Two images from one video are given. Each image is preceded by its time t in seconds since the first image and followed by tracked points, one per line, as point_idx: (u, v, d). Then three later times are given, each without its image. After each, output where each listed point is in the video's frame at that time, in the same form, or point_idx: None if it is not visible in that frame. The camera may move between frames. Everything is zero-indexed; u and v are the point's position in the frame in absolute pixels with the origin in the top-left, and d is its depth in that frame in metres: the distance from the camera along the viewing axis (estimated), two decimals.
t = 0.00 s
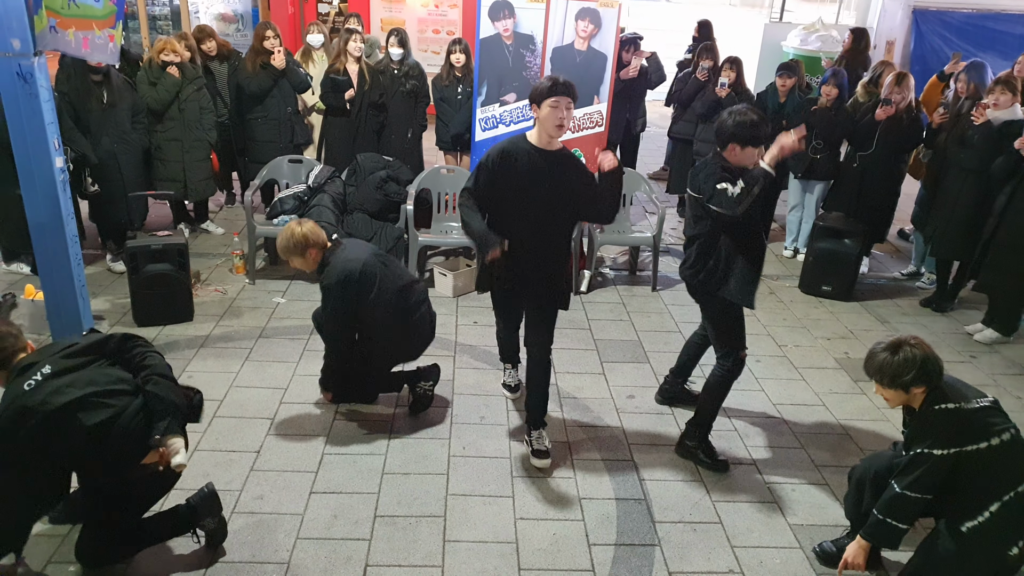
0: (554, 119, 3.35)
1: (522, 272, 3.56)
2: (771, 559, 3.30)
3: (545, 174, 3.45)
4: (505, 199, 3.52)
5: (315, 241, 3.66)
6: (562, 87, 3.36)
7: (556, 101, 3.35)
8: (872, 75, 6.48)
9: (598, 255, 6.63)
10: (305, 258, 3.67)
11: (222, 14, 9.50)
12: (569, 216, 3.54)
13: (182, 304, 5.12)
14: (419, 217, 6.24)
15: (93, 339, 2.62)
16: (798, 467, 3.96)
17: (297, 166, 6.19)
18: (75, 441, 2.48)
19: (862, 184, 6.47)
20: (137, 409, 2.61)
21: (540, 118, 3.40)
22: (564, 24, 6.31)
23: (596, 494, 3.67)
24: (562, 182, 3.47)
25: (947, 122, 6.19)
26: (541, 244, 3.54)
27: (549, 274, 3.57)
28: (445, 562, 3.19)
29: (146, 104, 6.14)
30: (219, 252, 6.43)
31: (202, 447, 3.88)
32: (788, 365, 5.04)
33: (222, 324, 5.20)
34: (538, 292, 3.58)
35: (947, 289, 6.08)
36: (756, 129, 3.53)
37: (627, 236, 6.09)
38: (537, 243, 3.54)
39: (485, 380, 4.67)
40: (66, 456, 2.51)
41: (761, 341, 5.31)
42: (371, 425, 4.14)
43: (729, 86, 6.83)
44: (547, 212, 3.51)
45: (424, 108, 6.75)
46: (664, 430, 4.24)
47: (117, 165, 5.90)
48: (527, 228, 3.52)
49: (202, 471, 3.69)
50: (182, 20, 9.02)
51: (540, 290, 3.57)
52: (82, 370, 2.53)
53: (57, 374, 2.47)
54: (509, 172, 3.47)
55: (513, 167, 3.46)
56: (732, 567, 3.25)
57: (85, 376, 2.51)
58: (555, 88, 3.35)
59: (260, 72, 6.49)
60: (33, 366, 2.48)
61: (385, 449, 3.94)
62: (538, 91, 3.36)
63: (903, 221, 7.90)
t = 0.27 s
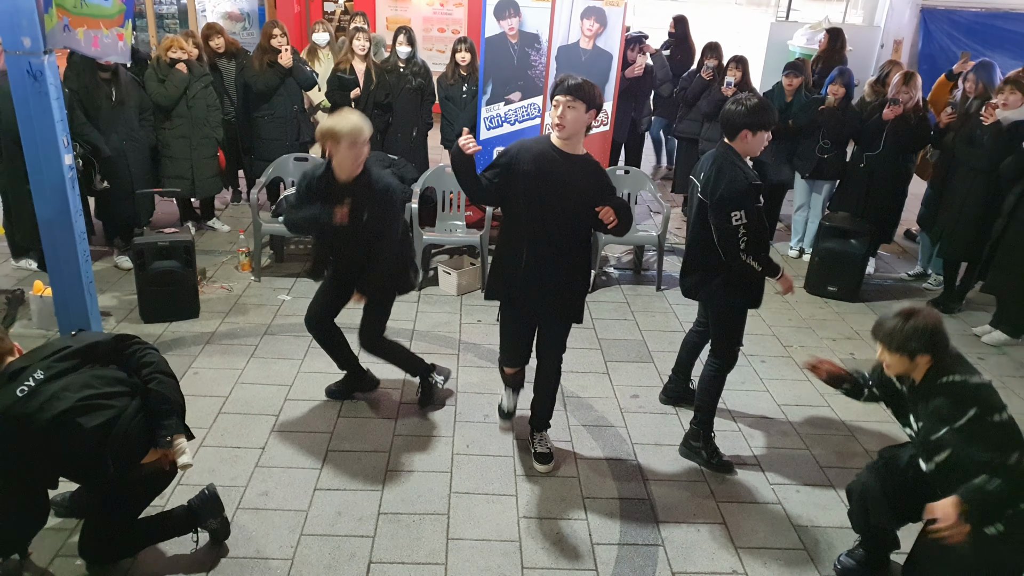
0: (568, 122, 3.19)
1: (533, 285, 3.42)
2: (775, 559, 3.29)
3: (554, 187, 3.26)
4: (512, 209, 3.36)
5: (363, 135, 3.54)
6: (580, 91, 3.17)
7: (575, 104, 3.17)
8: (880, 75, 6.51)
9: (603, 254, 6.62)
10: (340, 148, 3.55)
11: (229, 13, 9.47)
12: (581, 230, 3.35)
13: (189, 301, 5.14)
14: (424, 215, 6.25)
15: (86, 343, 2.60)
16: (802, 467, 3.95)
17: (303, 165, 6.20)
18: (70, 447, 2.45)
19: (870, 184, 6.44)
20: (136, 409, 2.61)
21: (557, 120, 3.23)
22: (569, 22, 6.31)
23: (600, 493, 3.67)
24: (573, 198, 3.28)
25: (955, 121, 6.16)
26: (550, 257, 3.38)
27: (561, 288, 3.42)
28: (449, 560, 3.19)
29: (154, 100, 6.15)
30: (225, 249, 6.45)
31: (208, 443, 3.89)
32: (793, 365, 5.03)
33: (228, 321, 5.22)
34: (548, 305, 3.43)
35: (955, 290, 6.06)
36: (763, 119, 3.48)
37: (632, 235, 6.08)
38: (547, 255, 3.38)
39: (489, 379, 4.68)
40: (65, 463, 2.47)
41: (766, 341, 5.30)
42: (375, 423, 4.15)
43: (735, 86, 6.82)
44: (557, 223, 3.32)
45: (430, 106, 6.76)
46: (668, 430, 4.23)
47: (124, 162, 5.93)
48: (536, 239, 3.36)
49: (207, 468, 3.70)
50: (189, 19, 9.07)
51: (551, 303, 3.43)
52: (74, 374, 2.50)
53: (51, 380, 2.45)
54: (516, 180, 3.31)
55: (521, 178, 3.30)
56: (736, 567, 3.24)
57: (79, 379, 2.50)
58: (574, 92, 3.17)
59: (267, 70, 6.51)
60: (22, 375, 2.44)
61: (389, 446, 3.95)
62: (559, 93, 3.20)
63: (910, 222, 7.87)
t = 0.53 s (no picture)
0: (575, 129, 2.90)
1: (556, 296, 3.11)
2: (780, 560, 3.29)
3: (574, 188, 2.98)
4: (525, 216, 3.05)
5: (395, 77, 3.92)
6: (584, 92, 2.91)
7: (581, 109, 2.89)
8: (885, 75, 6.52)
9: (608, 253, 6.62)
10: (377, 92, 3.87)
11: (235, 12, 9.51)
12: (606, 234, 3.03)
13: (195, 299, 5.16)
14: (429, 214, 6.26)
15: (86, 339, 2.55)
16: (807, 467, 3.94)
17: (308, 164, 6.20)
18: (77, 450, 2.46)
19: (876, 184, 6.43)
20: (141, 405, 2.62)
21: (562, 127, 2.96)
22: (576, 21, 6.29)
23: (604, 492, 3.67)
24: (595, 195, 2.98)
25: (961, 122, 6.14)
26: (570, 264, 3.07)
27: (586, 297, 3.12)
28: (453, 559, 3.20)
29: (160, 99, 6.18)
30: (231, 248, 6.47)
31: (213, 441, 3.91)
32: (798, 365, 5.02)
33: (234, 319, 5.23)
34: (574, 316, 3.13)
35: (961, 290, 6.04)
36: (763, 115, 3.48)
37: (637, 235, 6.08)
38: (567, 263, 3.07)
39: (494, 377, 4.68)
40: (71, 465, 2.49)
41: (771, 341, 5.29)
42: (379, 422, 4.15)
43: (742, 85, 6.81)
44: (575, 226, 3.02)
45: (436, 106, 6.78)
46: (673, 429, 4.23)
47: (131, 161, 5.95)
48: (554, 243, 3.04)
49: (213, 466, 3.72)
50: (195, 18, 9.07)
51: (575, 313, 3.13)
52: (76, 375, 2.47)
53: (55, 378, 2.44)
54: (529, 183, 3.02)
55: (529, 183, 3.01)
56: (741, 568, 3.24)
57: (82, 377, 2.48)
58: (577, 94, 2.91)
59: (273, 69, 6.52)
60: (25, 373, 2.42)
61: (394, 445, 3.96)
62: (559, 97, 2.94)
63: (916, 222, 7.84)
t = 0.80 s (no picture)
0: (563, 144, 2.77)
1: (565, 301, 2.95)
2: (782, 559, 3.29)
3: (575, 195, 2.83)
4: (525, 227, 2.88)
5: (389, 72, 3.64)
6: (569, 105, 2.82)
7: (565, 123, 2.79)
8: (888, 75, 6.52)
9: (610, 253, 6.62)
10: (373, 88, 3.59)
11: (239, 11, 9.56)
12: (613, 240, 2.89)
13: (198, 298, 5.17)
14: (432, 213, 6.27)
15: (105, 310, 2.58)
16: (809, 467, 3.95)
17: (312, 163, 6.21)
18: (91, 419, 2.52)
19: (878, 184, 6.43)
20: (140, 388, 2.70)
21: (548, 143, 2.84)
22: (578, 21, 6.30)
23: (607, 491, 3.67)
24: (597, 201, 2.84)
25: (963, 122, 6.15)
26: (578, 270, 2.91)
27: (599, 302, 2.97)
28: (456, 558, 3.20)
29: (162, 98, 6.19)
30: (234, 247, 6.48)
31: (216, 440, 3.91)
32: (800, 365, 5.02)
33: (237, 318, 5.24)
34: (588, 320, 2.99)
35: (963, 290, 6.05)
36: (761, 112, 3.49)
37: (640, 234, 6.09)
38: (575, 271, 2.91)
39: (496, 376, 4.69)
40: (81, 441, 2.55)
41: (774, 341, 5.29)
42: (381, 421, 4.16)
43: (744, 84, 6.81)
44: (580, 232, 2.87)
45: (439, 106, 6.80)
46: (676, 429, 4.23)
47: (135, 160, 5.96)
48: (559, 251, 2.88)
49: (216, 464, 3.72)
50: (200, 19, 9.13)
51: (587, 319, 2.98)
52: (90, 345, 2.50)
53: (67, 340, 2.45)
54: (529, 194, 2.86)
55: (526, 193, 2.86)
56: (744, 567, 3.24)
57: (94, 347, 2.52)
58: (562, 107, 2.81)
59: (278, 69, 6.55)
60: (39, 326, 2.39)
61: (397, 444, 3.97)
62: (545, 114, 2.84)
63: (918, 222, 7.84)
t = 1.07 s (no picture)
0: (554, 153, 2.76)
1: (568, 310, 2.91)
2: (782, 560, 3.30)
3: (572, 201, 2.82)
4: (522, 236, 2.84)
5: (384, 76, 3.64)
6: (561, 112, 2.80)
7: (556, 130, 2.78)
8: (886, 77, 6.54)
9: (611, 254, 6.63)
10: (368, 93, 3.60)
11: (239, 14, 9.57)
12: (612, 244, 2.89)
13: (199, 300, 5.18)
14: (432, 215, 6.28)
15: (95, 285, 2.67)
16: (808, 468, 3.96)
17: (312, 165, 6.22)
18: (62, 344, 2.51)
19: (877, 186, 6.45)
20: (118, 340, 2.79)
21: (539, 153, 2.82)
22: (578, 24, 6.33)
23: (607, 492, 3.68)
24: (596, 207, 2.84)
25: (960, 124, 6.17)
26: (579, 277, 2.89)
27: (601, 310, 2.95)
28: (456, 559, 3.21)
29: (162, 100, 6.20)
30: (234, 249, 6.49)
31: (217, 442, 3.92)
32: (800, 366, 5.03)
33: (237, 320, 5.25)
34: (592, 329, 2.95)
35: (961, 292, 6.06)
36: (761, 115, 3.51)
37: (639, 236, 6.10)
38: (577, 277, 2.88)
39: (497, 378, 4.70)
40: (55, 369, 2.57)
41: (773, 342, 5.31)
42: (382, 423, 4.17)
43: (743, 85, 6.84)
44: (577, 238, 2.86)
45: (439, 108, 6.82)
46: (676, 429, 4.24)
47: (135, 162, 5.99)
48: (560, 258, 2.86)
49: (218, 466, 3.73)
50: (201, 21, 9.17)
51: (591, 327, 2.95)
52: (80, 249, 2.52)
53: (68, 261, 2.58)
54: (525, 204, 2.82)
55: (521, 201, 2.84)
56: (743, 567, 3.25)
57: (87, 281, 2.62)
58: (553, 114, 2.79)
59: (278, 71, 6.58)
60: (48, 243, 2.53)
61: (397, 446, 3.97)
62: (535, 122, 2.82)
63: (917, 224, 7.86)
